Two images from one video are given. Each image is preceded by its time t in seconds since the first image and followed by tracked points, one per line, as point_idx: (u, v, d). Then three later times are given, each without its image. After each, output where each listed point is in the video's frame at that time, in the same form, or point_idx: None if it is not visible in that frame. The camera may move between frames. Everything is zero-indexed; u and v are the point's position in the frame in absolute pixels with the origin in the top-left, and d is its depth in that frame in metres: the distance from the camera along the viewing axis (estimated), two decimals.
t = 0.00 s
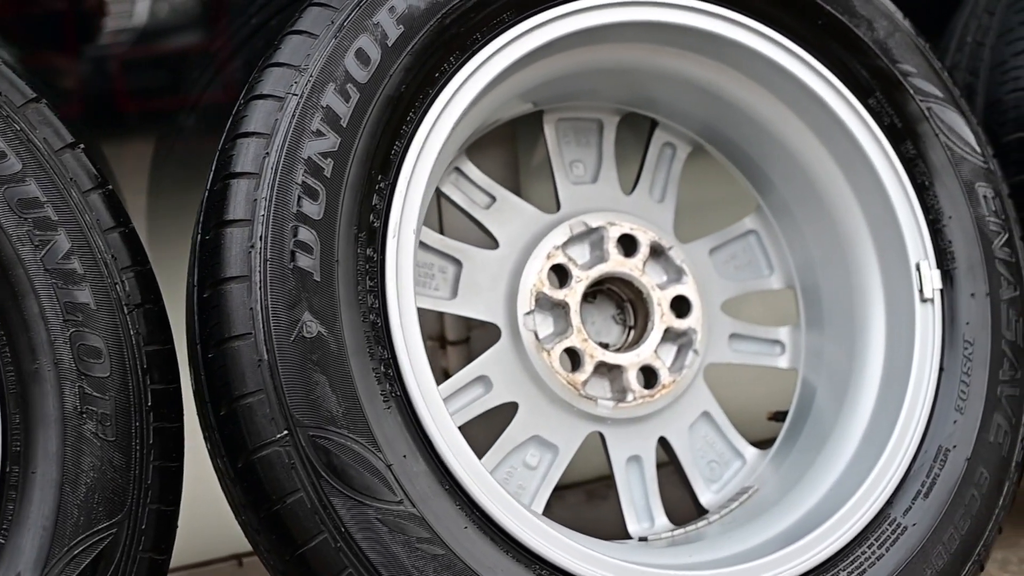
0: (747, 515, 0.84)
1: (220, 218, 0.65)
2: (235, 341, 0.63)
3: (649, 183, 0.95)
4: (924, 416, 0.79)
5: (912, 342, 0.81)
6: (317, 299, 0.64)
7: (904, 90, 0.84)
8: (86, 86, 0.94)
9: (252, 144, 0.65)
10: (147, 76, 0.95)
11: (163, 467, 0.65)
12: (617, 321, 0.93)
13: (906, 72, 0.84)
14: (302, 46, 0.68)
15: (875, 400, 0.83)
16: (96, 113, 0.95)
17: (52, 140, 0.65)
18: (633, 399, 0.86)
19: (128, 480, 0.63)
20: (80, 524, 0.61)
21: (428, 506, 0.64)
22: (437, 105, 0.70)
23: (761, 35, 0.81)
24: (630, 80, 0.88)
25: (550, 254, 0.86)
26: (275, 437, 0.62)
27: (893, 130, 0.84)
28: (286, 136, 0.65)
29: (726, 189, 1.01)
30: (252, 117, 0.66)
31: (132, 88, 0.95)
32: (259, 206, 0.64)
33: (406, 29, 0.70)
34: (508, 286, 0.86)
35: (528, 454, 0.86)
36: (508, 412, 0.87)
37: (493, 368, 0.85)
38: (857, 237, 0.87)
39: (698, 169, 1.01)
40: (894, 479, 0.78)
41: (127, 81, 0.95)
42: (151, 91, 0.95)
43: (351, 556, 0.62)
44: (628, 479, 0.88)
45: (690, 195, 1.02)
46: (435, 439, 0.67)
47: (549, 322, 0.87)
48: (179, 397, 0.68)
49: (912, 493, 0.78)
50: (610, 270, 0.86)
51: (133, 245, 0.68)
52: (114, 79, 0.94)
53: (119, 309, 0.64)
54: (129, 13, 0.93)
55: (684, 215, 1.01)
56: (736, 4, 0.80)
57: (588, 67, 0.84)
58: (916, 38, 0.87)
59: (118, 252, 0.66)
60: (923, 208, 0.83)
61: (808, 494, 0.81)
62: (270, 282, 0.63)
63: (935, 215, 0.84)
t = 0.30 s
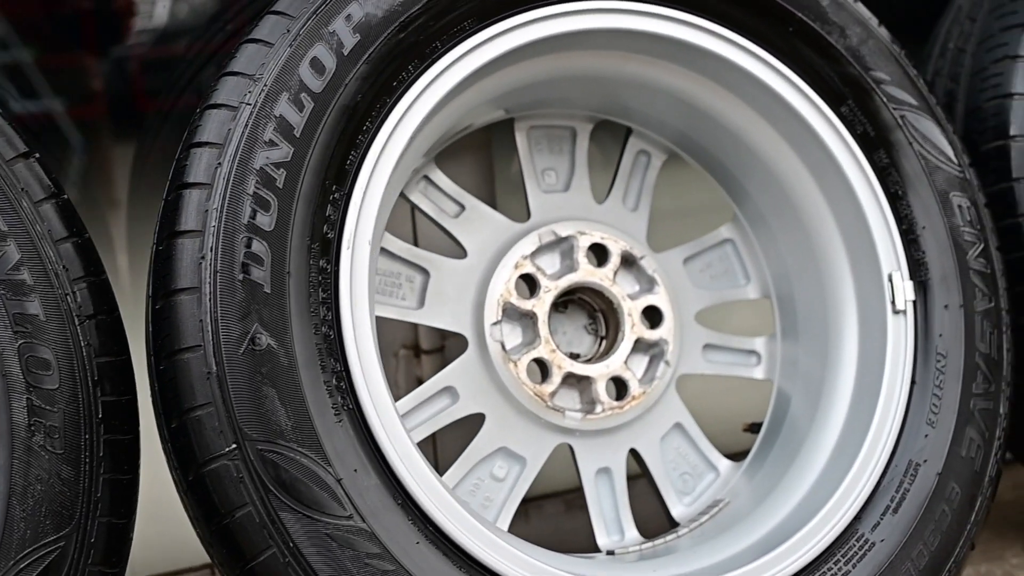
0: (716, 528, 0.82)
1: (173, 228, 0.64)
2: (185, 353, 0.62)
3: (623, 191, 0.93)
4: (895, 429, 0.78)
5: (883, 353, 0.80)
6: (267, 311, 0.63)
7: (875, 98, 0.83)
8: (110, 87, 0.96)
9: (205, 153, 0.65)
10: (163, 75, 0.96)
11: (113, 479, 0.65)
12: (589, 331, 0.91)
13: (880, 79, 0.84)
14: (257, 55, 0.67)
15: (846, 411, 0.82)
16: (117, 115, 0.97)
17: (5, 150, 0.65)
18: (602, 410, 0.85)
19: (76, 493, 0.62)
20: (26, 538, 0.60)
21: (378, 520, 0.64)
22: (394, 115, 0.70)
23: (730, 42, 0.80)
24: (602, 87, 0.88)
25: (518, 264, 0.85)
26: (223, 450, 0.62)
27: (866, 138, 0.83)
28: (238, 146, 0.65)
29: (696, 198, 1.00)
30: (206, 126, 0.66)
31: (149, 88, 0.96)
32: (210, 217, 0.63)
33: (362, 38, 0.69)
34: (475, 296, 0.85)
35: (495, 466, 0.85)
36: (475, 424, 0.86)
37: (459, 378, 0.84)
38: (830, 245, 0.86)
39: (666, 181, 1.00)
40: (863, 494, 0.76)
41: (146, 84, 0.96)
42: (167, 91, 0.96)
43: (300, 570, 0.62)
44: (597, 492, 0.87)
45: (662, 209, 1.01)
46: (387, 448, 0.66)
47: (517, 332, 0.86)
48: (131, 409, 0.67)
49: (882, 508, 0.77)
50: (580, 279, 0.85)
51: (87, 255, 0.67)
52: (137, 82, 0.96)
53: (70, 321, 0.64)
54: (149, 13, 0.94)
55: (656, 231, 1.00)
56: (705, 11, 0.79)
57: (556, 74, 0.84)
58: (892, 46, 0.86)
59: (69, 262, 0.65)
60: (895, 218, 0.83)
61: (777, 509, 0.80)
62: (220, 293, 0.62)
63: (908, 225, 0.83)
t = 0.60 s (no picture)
0: (680, 544, 0.81)
1: (121, 241, 0.64)
2: (130, 368, 0.62)
3: (592, 203, 0.92)
4: (860, 443, 0.78)
5: (848, 367, 0.80)
6: (213, 327, 0.64)
7: (842, 110, 0.83)
8: (140, 89, 1.22)
9: (153, 166, 0.65)
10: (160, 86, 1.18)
11: (60, 494, 0.65)
12: (556, 344, 0.90)
13: (848, 91, 0.84)
14: (208, 67, 0.67)
15: (812, 424, 0.81)
16: (129, 118, 1.21)
17: None
18: (566, 425, 0.84)
19: (21, 508, 0.62)
20: None
21: (323, 537, 0.64)
22: (345, 129, 0.71)
23: (692, 52, 0.80)
24: (569, 99, 0.87)
25: (482, 277, 0.84)
26: (167, 466, 0.62)
27: (833, 150, 0.82)
28: (186, 159, 0.65)
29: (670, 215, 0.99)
30: (155, 139, 0.66)
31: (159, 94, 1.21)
32: (157, 231, 0.63)
33: (314, 50, 0.69)
34: (439, 309, 0.84)
35: (458, 481, 0.84)
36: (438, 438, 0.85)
37: (422, 392, 0.83)
38: (797, 258, 0.85)
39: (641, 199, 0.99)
40: (825, 511, 0.75)
41: (132, 89, 1.28)
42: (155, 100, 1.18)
43: None
44: (562, 507, 0.86)
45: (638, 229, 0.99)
46: (334, 462, 0.67)
47: (481, 345, 0.85)
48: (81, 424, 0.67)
49: (844, 526, 0.76)
50: (545, 293, 0.84)
51: (38, 269, 0.67)
52: (132, 85, 1.27)
53: (18, 335, 0.64)
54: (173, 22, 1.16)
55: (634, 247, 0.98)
56: (668, 21, 0.79)
57: (519, 85, 0.83)
58: (861, 57, 0.86)
59: (19, 275, 0.66)
60: (862, 231, 0.82)
61: (740, 527, 0.78)
62: (164, 308, 0.62)
63: (875, 238, 0.82)
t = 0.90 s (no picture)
0: (639, 562, 0.80)
1: (67, 258, 0.66)
2: (72, 385, 0.64)
3: (556, 218, 0.91)
4: (817, 460, 0.78)
5: (807, 383, 0.80)
6: (154, 345, 0.65)
7: (801, 124, 0.83)
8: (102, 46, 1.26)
9: (98, 183, 0.67)
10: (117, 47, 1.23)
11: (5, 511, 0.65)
12: (519, 360, 0.89)
13: (808, 105, 0.83)
14: (155, 83, 0.69)
15: (770, 443, 0.81)
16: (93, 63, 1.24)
17: None
18: (525, 442, 0.83)
19: None
20: None
21: (262, 555, 0.67)
22: (294, 144, 0.72)
23: (651, 68, 0.80)
24: (531, 113, 0.87)
25: (441, 291, 0.83)
26: (107, 483, 0.64)
27: (793, 165, 0.82)
28: (131, 175, 0.67)
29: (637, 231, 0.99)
30: (102, 155, 0.68)
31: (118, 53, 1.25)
32: (100, 247, 0.66)
33: (261, 65, 0.70)
34: (397, 324, 0.84)
35: (416, 497, 0.84)
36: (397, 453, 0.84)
37: (380, 407, 0.83)
38: (758, 273, 0.85)
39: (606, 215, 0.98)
40: (780, 530, 0.76)
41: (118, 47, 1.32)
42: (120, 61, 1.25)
43: None
44: (521, 523, 0.85)
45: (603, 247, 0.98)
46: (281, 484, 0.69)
47: (440, 360, 0.84)
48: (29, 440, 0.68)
49: (797, 546, 0.77)
50: (505, 308, 0.84)
51: None
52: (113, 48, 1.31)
53: None
54: None
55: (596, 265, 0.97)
56: (627, 36, 0.80)
57: (479, 99, 0.84)
58: (824, 70, 0.85)
59: None
60: (822, 247, 0.82)
61: (699, 541, 0.79)
62: (105, 324, 0.65)
63: (835, 254, 0.82)
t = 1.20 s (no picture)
0: None
1: (7, 275, 0.67)
2: (9, 401, 0.65)
3: (514, 231, 0.90)
4: (768, 477, 0.79)
5: (759, 401, 0.81)
6: (91, 362, 0.66)
7: (755, 139, 0.83)
8: None
9: (38, 199, 0.68)
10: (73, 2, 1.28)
11: None
12: (476, 375, 0.88)
13: (762, 119, 0.83)
14: (98, 99, 0.70)
15: (723, 461, 0.82)
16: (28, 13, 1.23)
17: None
18: (477, 457, 0.83)
19: None
20: None
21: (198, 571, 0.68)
22: (238, 159, 0.73)
23: (602, 82, 0.81)
24: (488, 128, 0.88)
25: (393, 306, 0.83)
26: (43, 499, 0.65)
27: (747, 180, 0.83)
28: (71, 191, 0.68)
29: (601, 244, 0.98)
30: (44, 171, 0.69)
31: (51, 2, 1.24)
32: (39, 263, 0.67)
33: (203, 81, 0.72)
34: (350, 339, 0.83)
35: (369, 512, 0.83)
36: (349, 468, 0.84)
37: (332, 423, 0.83)
38: (715, 290, 0.85)
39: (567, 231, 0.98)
40: (728, 549, 0.77)
41: None
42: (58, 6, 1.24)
43: None
44: (475, 540, 0.85)
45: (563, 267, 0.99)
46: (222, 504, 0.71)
47: (394, 375, 0.84)
48: None
49: (747, 565, 0.77)
50: (458, 323, 0.83)
51: None
52: None
53: None
54: None
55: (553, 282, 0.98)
56: (576, 49, 0.81)
57: (434, 114, 0.84)
58: (780, 84, 0.85)
59: None
60: (775, 264, 0.82)
61: (652, 556, 0.79)
62: (43, 340, 0.66)
63: (788, 270, 0.82)
